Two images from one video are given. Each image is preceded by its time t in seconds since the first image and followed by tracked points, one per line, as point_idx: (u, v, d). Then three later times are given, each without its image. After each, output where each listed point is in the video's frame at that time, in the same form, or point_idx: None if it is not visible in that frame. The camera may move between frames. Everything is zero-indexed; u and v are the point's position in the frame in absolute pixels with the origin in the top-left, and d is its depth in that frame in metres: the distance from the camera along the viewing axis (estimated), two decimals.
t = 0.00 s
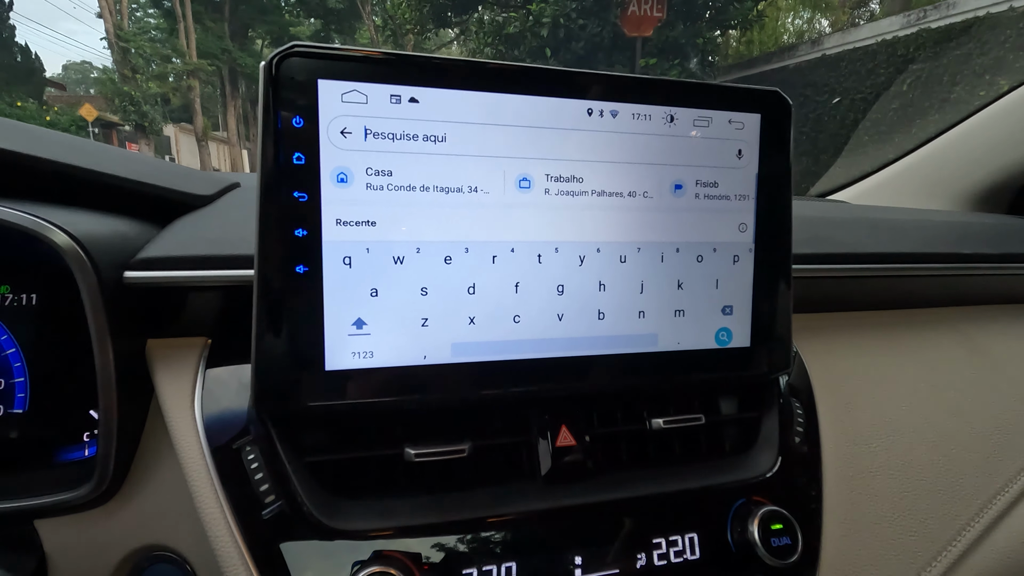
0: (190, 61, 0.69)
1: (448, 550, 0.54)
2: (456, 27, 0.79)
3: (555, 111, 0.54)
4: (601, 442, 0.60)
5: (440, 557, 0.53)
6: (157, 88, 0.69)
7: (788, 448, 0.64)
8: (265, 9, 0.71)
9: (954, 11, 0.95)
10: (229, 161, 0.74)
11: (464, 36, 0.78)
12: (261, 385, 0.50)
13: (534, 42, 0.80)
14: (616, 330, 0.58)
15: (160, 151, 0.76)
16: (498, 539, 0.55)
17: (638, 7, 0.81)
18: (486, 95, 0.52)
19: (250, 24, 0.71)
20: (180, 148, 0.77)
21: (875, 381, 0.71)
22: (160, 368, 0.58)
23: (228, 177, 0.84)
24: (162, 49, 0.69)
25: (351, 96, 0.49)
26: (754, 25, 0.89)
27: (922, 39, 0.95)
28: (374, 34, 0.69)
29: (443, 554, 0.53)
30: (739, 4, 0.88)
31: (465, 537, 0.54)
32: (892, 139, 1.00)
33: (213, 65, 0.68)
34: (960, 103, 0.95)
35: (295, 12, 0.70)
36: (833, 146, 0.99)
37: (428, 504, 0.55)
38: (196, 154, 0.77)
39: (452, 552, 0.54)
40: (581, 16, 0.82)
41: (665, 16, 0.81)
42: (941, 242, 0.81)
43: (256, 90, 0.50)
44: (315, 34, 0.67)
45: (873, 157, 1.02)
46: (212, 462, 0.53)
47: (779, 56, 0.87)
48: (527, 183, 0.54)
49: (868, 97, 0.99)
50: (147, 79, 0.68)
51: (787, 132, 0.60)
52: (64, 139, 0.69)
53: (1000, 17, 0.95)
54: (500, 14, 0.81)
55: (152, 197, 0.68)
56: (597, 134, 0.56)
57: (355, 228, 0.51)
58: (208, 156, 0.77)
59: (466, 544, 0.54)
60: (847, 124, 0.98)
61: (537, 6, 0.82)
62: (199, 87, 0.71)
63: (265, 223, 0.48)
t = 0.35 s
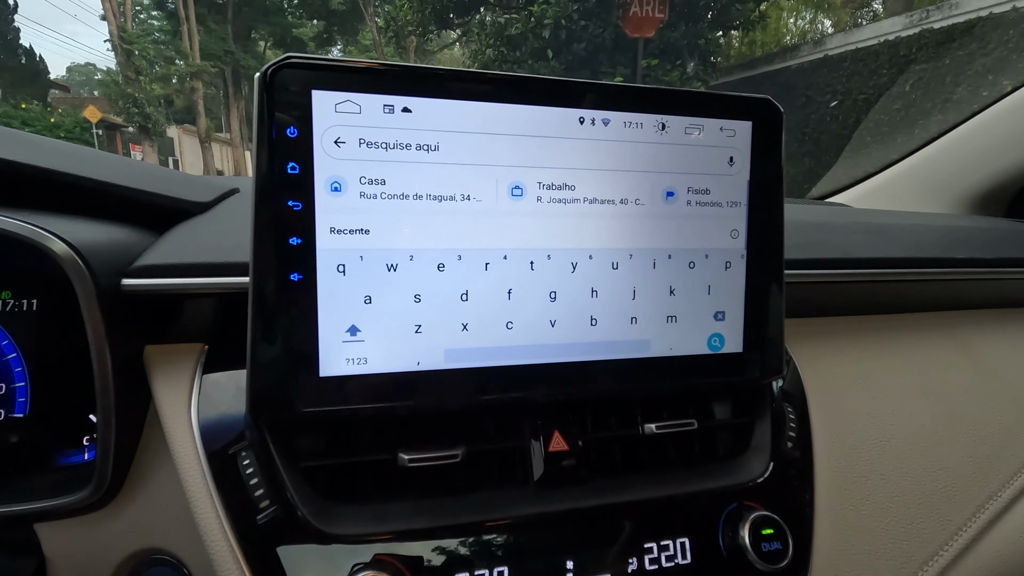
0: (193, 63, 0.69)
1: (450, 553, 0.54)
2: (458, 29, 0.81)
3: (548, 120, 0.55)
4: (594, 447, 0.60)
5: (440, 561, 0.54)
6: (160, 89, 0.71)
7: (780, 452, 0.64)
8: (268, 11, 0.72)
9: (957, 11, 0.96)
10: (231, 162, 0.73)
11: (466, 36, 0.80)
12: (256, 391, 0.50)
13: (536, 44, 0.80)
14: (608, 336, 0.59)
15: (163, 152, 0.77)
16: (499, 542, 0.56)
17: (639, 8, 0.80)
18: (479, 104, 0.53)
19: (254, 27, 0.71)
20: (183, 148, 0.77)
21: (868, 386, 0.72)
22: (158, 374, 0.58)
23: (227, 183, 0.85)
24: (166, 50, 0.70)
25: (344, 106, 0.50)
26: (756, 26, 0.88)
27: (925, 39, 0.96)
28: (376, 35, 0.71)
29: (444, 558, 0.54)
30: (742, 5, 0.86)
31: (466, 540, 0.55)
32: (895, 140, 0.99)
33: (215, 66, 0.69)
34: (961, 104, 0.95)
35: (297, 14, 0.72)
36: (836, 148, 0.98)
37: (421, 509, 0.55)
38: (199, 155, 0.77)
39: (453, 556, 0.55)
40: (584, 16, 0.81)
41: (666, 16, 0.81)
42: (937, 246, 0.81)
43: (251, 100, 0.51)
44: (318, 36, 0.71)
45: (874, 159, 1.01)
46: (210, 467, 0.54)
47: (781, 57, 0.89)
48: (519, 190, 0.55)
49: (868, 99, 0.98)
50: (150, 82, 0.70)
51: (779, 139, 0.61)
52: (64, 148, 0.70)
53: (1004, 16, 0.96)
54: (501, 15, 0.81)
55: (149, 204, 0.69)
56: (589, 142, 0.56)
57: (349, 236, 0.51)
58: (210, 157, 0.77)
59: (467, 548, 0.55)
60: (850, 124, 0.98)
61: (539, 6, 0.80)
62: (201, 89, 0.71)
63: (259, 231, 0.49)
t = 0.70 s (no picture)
0: (196, 64, 0.69)
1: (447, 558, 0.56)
2: (460, 29, 0.81)
3: (537, 126, 0.55)
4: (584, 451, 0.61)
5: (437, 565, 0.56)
6: (163, 91, 0.70)
7: (768, 457, 0.65)
8: (270, 12, 0.72)
9: (959, 12, 0.97)
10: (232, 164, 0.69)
11: (467, 39, 0.81)
12: (245, 398, 0.51)
13: (538, 45, 0.81)
14: (598, 340, 0.59)
15: (167, 153, 0.78)
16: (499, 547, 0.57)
17: (641, 9, 0.79)
18: (467, 112, 0.53)
19: (259, 29, 0.71)
20: (187, 150, 0.77)
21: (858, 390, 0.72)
22: (151, 379, 0.59)
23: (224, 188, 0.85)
24: (170, 52, 0.69)
25: (334, 114, 0.51)
26: (758, 27, 0.91)
27: (927, 40, 0.96)
28: (379, 37, 0.72)
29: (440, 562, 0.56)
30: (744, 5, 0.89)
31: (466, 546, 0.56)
32: (898, 139, 0.99)
33: (219, 68, 0.67)
34: (964, 104, 0.94)
35: (301, 15, 0.72)
36: (840, 147, 1.00)
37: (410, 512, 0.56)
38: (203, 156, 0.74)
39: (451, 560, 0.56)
40: (586, 18, 0.80)
41: (667, 17, 0.81)
42: (930, 250, 0.82)
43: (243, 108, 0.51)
44: (321, 38, 0.72)
45: (878, 159, 1.01)
46: (200, 471, 0.55)
47: (783, 56, 0.92)
48: (508, 197, 0.56)
49: (874, 98, 0.99)
50: (154, 82, 0.69)
51: (768, 145, 0.61)
52: (62, 155, 0.71)
53: (1008, 17, 0.96)
54: (504, 16, 0.82)
55: (146, 209, 0.70)
56: (578, 149, 0.57)
57: (338, 243, 0.52)
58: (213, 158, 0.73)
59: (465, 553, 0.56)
60: (852, 122, 0.99)
61: (540, 7, 0.80)
62: (204, 90, 0.69)
63: (249, 239, 0.49)
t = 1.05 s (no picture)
0: (199, 65, 0.68)
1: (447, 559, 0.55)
2: (462, 31, 0.79)
3: (538, 124, 0.55)
4: (585, 452, 0.60)
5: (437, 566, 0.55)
6: (166, 92, 0.69)
7: (771, 457, 0.64)
8: (273, 13, 0.71)
9: (962, 11, 0.96)
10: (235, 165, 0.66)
11: (468, 40, 0.78)
12: (243, 398, 0.50)
13: (539, 45, 0.82)
14: (599, 339, 0.58)
15: (170, 155, 0.77)
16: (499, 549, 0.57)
17: (643, 9, 0.79)
18: (466, 109, 0.53)
19: (262, 28, 0.71)
20: (189, 150, 0.77)
21: (863, 390, 0.71)
22: (149, 378, 0.59)
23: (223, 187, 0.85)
24: (172, 53, 0.69)
25: (333, 111, 0.50)
26: (760, 27, 0.88)
27: (930, 39, 0.96)
28: (381, 38, 0.72)
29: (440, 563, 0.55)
30: (746, 5, 0.85)
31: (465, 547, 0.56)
32: (899, 140, 0.98)
33: (221, 69, 0.67)
34: (967, 104, 0.93)
35: (303, 15, 0.72)
36: (842, 147, 0.99)
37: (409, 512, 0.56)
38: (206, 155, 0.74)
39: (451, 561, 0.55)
40: (587, 18, 0.80)
41: (671, 18, 0.80)
42: (936, 249, 0.81)
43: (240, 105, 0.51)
44: (323, 39, 0.71)
45: (880, 159, 1.00)
46: (198, 471, 0.54)
47: (788, 57, 0.90)
48: (509, 195, 0.55)
49: (875, 96, 0.98)
50: (156, 84, 0.68)
51: (771, 142, 0.61)
52: (60, 154, 0.71)
53: (1012, 16, 0.95)
54: (505, 16, 0.80)
55: (144, 208, 0.69)
56: (579, 146, 0.56)
57: (338, 241, 0.52)
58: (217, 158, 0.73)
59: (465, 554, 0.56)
60: (854, 124, 0.98)
61: (542, 7, 0.80)
62: (206, 91, 0.68)
63: (247, 237, 0.49)
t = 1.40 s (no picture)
0: (202, 66, 0.68)
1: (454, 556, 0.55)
2: (464, 31, 0.79)
3: (545, 121, 0.55)
4: (591, 450, 0.60)
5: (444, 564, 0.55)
6: (170, 93, 0.70)
7: (779, 456, 0.64)
8: (275, 14, 0.71)
9: (965, 11, 0.95)
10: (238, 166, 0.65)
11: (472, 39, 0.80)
12: (250, 395, 0.50)
13: (543, 46, 0.80)
14: (606, 337, 0.58)
15: (172, 155, 0.76)
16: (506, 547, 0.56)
17: (645, 10, 0.79)
18: (473, 106, 0.53)
19: (264, 30, 0.70)
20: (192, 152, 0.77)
21: (871, 389, 0.71)
22: (156, 375, 0.59)
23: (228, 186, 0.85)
24: (176, 54, 0.69)
25: (340, 108, 0.50)
26: (762, 27, 0.89)
27: (932, 39, 0.94)
28: (383, 39, 0.73)
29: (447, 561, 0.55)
30: (748, 6, 0.87)
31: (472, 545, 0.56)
32: (903, 140, 0.98)
33: (224, 70, 0.66)
34: (972, 104, 0.93)
35: (306, 16, 0.71)
36: (844, 147, 0.96)
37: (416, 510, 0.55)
38: (208, 157, 0.74)
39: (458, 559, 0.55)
40: (590, 18, 0.79)
41: (672, 18, 0.80)
42: (943, 248, 0.80)
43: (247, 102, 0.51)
44: (326, 40, 0.71)
45: (884, 160, 0.99)
46: (204, 469, 0.54)
47: (789, 57, 0.88)
48: (516, 192, 0.55)
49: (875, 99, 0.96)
50: (160, 85, 0.69)
51: (779, 140, 0.60)
52: (66, 152, 0.71)
53: (1015, 16, 0.95)
54: (507, 17, 0.81)
55: (149, 206, 0.69)
56: (586, 144, 0.56)
57: (345, 238, 0.51)
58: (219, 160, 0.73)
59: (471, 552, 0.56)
60: (858, 124, 0.96)
61: (545, 9, 0.79)
62: (210, 92, 0.69)
63: (254, 234, 0.49)
